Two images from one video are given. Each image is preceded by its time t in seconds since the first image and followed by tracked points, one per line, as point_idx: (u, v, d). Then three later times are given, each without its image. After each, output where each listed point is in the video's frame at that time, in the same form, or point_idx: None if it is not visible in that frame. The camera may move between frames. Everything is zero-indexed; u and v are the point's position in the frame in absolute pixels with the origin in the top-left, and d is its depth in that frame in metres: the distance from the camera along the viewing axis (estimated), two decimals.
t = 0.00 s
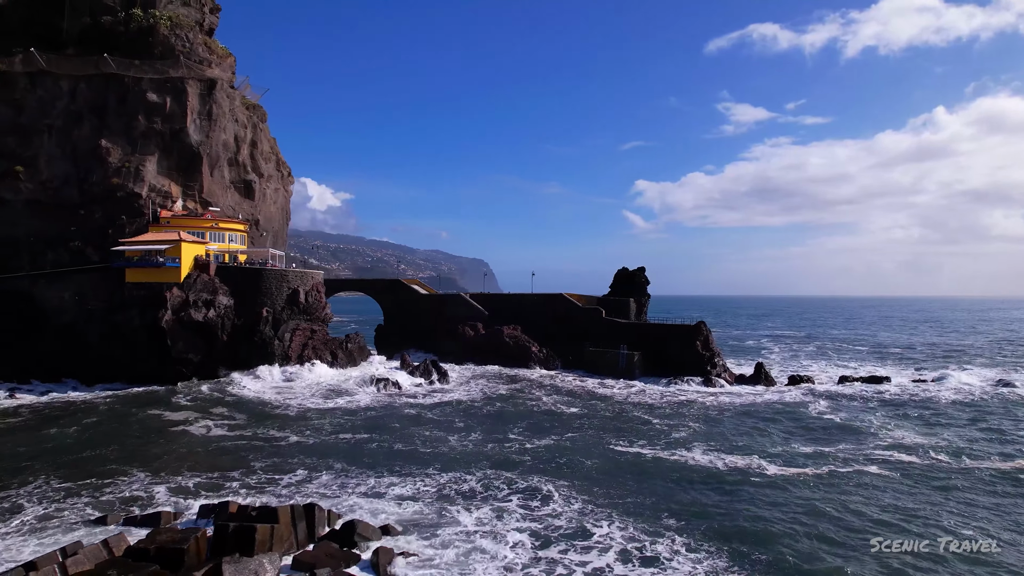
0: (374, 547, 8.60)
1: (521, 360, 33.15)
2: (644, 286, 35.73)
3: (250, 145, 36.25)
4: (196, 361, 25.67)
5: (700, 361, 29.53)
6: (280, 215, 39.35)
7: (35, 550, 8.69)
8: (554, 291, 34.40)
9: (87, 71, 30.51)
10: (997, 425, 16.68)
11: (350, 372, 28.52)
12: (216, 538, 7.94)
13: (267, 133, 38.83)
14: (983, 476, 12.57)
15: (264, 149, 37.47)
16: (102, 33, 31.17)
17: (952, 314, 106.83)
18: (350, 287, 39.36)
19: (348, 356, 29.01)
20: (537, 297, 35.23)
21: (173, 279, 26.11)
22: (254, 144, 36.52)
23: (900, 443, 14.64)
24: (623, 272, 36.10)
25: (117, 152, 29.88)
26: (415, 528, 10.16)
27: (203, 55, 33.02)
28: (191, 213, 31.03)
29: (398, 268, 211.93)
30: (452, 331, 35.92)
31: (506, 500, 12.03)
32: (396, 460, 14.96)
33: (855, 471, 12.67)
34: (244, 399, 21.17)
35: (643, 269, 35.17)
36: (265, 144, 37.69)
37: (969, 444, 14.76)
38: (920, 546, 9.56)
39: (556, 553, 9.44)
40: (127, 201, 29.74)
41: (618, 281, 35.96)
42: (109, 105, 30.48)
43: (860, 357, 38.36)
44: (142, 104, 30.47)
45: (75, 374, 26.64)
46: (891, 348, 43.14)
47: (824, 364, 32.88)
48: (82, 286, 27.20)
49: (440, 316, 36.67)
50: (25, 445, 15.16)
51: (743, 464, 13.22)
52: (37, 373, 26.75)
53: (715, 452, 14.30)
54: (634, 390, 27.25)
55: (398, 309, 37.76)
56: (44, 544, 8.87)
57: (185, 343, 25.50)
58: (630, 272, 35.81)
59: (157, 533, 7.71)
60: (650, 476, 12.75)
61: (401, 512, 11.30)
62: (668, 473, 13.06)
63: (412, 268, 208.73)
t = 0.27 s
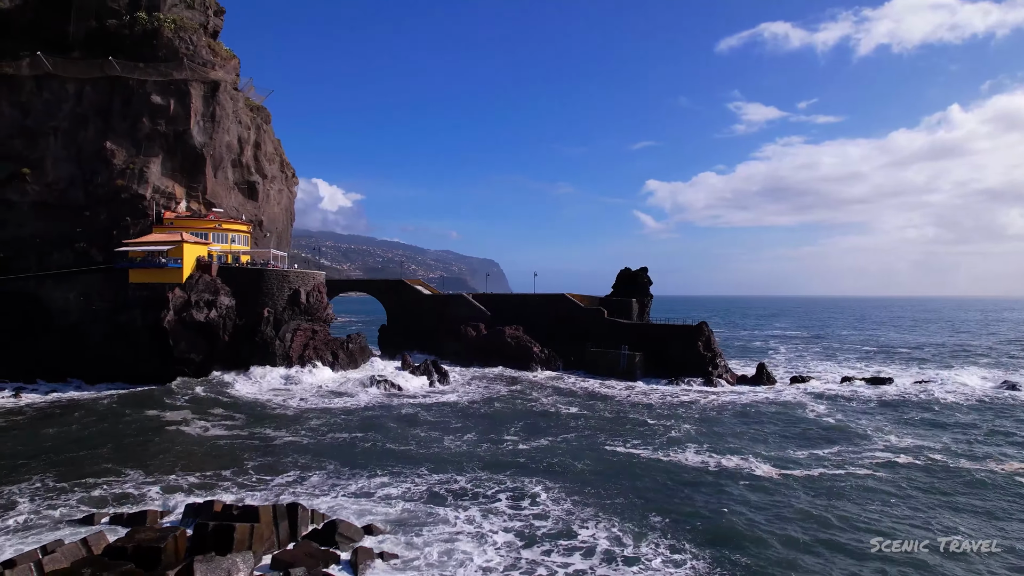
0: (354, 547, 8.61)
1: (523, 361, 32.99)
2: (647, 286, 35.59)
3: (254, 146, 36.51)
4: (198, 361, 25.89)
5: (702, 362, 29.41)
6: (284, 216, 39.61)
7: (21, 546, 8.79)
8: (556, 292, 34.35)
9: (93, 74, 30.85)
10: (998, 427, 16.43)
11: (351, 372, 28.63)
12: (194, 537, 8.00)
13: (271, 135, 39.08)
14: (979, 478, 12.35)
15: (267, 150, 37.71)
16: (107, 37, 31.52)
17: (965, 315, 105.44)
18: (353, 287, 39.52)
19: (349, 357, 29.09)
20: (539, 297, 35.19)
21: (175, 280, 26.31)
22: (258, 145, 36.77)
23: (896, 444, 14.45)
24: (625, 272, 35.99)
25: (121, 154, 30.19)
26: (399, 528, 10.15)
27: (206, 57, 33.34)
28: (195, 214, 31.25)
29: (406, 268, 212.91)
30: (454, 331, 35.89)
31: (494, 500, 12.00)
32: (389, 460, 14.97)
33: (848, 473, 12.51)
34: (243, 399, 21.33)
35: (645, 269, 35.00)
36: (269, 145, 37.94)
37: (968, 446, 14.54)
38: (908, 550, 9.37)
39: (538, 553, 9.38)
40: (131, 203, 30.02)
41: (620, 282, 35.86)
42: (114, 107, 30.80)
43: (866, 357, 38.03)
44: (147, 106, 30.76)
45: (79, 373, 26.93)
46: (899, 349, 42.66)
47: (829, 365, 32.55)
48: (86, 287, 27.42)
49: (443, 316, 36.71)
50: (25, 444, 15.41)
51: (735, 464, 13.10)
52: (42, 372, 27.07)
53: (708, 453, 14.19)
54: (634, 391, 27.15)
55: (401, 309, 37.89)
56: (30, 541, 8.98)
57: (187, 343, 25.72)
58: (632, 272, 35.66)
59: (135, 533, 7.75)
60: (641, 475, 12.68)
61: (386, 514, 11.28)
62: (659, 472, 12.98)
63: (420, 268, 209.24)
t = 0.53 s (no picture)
0: (334, 547, 8.64)
1: (525, 361, 32.57)
2: (649, 286, 35.44)
3: (258, 148, 36.75)
4: (200, 361, 26.09)
5: (703, 363, 29.27)
6: (288, 217, 39.86)
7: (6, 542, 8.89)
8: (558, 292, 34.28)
9: (98, 77, 31.21)
10: (998, 429, 16.20)
11: (352, 373, 28.71)
12: (175, 536, 8.04)
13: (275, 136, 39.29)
14: (974, 480, 12.17)
15: (271, 151, 37.95)
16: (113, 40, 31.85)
17: (978, 315, 104.16)
18: (357, 288, 39.67)
19: (351, 357, 29.15)
20: (541, 298, 35.13)
21: (178, 281, 26.49)
22: (261, 146, 37.01)
23: (891, 446, 14.29)
24: (627, 272, 35.86)
25: (126, 156, 30.51)
26: (382, 528, 10.14)
27: (210, 60, 33.62)
28: (199, 215, 31.49)
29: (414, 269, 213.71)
30: (457, 331, 35.73)
31: (481, 499, 11.97)
32: (381, 460, 14.96)
33: (840, 475, 12.37)
34: (242, 399, 21.47)
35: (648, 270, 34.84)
36: (273, 146, 38.19)
37: (966, 448, 14.34)
38: (894, 553, 9.23)
39: (520, 554, 9.31)
40: (136, 204, 30.29)
41: (622, 282, 35.74)
42: (119, 110, 31.11)
43: (872, 357, 37.66)
44: (151, 108, 31.06)
45: (85, 373, 27.25)
46: (906, 349, 42.22)
47: (833, 365, 32.25)
48: (90, 287, 27.62)
49: (445, 316, 36.70)
50: (25, 441, 15.65)
51: (727, 465, 12.98)
52: (50, 372, 27.46)
53: (701, 453, 14.07)
54: (634, 391, 27.05)
55: (404, 309, 37.99)
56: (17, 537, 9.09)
57: (189, 343, 25.91)
58: (634, 272, 35.51)
59: (114, 532, 7.79)
60: (630, 475, 12.60)
61: (371, 514, 11.25)
62: (648, 472, 12.90)
63: (429, 268, 209.74)
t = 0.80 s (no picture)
0: (313, 547, 8.63)
1: (527, 362, 32.55)
2: (651, 286, 35.28)
3: (261, 149, 36.96)
4: (202, 361, 26.22)
5: (704, 363, 29.13)
6: (291, 217, 40.05)
7: None
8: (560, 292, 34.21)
9: (103, 79, 31.53)
10: (999, 431, 15.95)
11: (353, 373, 28.76)
12: (156, 535, 8.08)
13: (279, 138, 39.53)
14: (969, 484, 11.97)
15: (275, 152, 38.16)
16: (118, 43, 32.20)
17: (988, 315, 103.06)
18: (360, 288, 39.77)
19: (352, 357, 29.18)
20: (543, 298, 35.07)
21: (180, 281, 26.70)
22: (265, 148, 37.21)
23: (887, 449, 14.09)
24: (630, 273, 35.71)
25: (130, 157, 30.80)
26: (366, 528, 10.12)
27: (214, 62, 33.91)
28: (202, 216, 31.70)
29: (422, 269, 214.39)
30: (459, 332, 35.76)
31: (469, 498, 11.93)
32: (374, 460, 14.95)
33: (833, 478, 12.20)
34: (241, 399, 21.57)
35: (650, 270, 34.67)
36: (276, 147, 38.42)
37: (964, 451, 14.10)
38: (881, 559, 9.08)
39: (503, 555, 9.23)
40: (140, 205, 30.55)
41: (624, 282, 35.59)
42: (124, 112, 31.39)
43: (877, 357, 37.27)
44: (155, 110, 31.33)
45: (90, 373, 27.50)
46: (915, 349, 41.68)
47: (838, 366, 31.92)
48: (95, 288, 27.92)
49: (448, 316, 36.71)
50: (22, 439, 15.80)
51: (719, 467, 12.84)
52: (55, 372, 27.69)
53: (695, 455, 13.94)
54: (634, 391, 26.91)
55: (407, 310, 38.07)
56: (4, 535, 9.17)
57: (191, 343, 26.07)
58: (637, 273, 35.35)
59: (94, 532, 7.83)
60: (620, 474, 12.51)
61: (358, 514, 11.23)
62: (639, 472, 12.80)
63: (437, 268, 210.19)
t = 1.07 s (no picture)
0: (295, 546, 8.65)
1: (528, 362, 32.47)
2: (654, 287, 35.11)
3: (265, 150, 37.20)
4: (204, 360, 26.37)
5: (706, 364, 28.99)
6: (295, 218, 40.27)
7: None
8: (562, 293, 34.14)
9: (109, 82, 31.87)
10: (1000, 434, 15.70)
11: (354, 373, 28.83)
12: (138, 534, 8.14)
13: (283, 139, 39.76)
14: (964, 488, 11.78)
15: (278, 153, 38.39)
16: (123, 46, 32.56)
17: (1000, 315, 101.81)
18: (363, 288, 39.87)
19: (353, 357, 29.25)
20: (545, 298, 35.00)
21: (182, 281, 26.95)
22: (268, 149, 37.45)
23: (883, 451, 13.91)
24: (632, 273, 35.54)
25: (135, 159, 31.12)
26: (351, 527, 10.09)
27: (218, 64, 34.20)
28: (205, 217, 31.89)
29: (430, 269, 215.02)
30: (461, 332, 35.79)
31: (457, 497, 11.89)
32: (366, 460, 14.94)
33: (825, 481, 12.04)
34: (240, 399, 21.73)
35: (652, 270, 34.51)
36: (280, 149, 38.66)
37: (961, 454, 13.90)
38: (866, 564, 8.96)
39: (485, 555, 9.13)
40: (144, 206, 30.82)
41: (627, 282, 35.45)
42: (128, 114, 31.72)
43: (884, 358, 36.86)
44: (159, 112, 31.63)
45: (95, 373, 27.77)
46: (923, 350, 41.13)
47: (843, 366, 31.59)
48: (100, 288, 28.20)
49: (450, 317, 36.73)
50: (21, 438, 16.00)
51: (710, 470, 12.71)
52: (61, 372, 27.98)
53: (687, 457, 13.82)
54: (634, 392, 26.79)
55: (410, 310, 38.14)
56: None
57: (193, 343, 26.24)
58: (639, 273, 35.20)
59: (75, 530, 7.90)
60: (610, 475, 12.42)
61: (346, 514, 11.22)
62: (628, 473, 12.71)
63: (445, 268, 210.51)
